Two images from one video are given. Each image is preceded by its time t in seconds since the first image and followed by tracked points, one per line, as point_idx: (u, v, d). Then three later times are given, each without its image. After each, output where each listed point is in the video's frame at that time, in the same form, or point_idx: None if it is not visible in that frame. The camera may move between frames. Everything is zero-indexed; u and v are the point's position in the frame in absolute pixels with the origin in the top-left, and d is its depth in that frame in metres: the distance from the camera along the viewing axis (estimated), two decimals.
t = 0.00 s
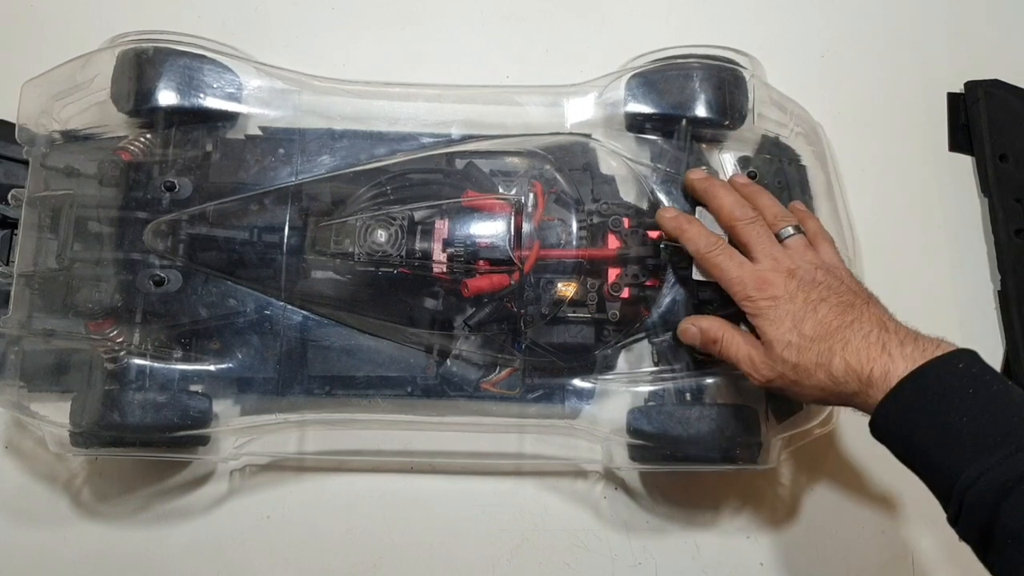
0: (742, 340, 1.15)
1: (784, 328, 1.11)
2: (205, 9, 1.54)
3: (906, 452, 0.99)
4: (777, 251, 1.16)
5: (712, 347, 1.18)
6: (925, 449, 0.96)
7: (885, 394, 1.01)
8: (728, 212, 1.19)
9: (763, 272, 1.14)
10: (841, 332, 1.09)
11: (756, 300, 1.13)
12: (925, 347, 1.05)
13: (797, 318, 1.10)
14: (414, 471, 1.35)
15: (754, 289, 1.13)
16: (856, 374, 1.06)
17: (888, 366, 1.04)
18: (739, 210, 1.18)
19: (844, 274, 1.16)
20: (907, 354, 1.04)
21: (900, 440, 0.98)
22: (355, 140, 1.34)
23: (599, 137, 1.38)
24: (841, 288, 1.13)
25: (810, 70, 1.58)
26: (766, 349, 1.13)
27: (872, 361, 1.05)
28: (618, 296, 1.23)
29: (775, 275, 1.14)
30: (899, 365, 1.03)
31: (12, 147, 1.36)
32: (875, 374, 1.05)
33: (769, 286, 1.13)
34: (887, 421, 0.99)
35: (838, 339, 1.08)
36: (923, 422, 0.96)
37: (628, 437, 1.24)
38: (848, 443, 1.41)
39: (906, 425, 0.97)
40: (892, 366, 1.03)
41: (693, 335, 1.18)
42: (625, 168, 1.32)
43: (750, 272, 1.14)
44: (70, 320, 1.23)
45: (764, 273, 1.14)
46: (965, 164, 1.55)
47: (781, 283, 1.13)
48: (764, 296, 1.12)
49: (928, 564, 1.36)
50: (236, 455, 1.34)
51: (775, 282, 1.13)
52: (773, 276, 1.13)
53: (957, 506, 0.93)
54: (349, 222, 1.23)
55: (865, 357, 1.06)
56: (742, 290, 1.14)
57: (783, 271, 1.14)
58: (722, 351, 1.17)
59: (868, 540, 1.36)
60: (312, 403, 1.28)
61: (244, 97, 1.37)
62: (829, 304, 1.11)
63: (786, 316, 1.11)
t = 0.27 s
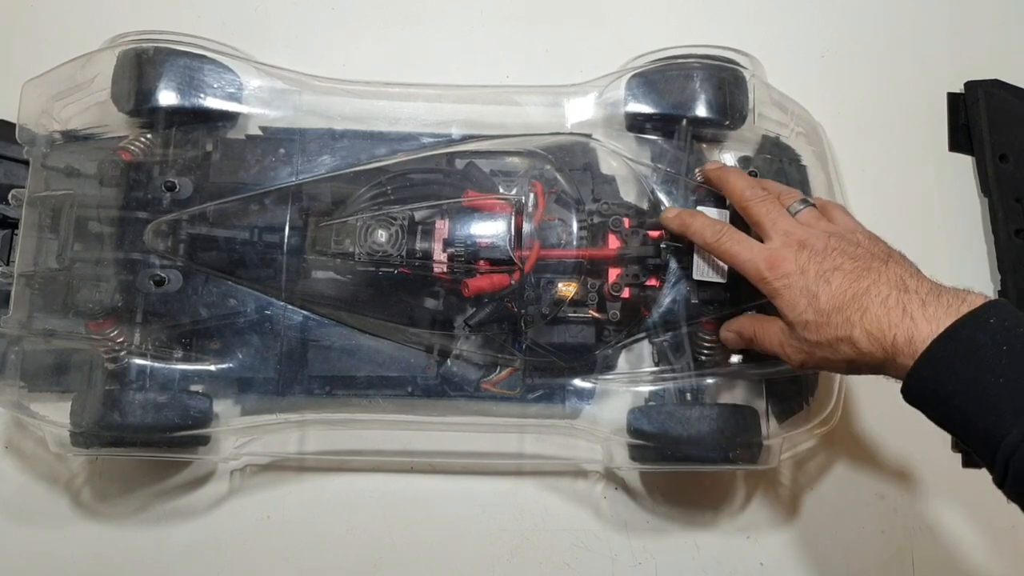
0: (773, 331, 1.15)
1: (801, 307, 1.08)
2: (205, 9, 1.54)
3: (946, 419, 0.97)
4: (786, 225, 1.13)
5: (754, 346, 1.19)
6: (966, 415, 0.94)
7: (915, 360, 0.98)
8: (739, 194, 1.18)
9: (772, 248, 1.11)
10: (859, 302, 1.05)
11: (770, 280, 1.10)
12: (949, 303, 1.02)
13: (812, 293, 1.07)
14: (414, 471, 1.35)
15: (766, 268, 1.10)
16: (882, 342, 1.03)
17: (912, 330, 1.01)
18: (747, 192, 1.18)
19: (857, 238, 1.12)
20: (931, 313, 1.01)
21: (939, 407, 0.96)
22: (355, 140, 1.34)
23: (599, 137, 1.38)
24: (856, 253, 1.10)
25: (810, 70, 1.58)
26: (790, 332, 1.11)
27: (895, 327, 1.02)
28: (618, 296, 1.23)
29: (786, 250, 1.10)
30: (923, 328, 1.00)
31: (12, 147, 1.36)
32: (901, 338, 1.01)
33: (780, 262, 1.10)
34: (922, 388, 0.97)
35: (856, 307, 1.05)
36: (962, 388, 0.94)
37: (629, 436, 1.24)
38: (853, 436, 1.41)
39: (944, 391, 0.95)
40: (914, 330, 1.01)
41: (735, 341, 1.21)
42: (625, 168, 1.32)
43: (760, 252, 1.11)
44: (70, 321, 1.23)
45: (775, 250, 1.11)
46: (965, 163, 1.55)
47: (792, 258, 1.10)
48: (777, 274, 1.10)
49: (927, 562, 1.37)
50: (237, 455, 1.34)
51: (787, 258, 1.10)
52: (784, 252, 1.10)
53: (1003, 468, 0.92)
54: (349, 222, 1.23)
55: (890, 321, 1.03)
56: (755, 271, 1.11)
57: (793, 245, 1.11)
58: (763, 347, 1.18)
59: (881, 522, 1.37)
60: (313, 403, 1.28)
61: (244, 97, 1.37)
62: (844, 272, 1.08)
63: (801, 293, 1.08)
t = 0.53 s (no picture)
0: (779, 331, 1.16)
1: (821, 296, 1.11)
2: (205, 9, 1.54)
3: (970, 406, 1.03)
4: (805, 217, 1.16)
5: (753, 355, 1.19)
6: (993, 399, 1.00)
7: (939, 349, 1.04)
8: (753, 187, 1.21)
9: (794, 239, 1.14)
10: (878, 293, 1.10)
11: (791, 269, 1.13)
12: (962, 297, 1.09)
13: (833, 283, 1.11)
14: (413, 471, 1.35)
15: (788, 257, 1.13)
16: (900, 333, 1.08)
17: (932, 321, 1.07)
18: (763, 182, 1.21)
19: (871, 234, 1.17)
20: (947, 307, 1.08)
21: (967, 396, 1.02)
22: (355, 140, 1.34)
23: (599, 137, 1.38)
24: (872, 247, 1.15)
25: (810, 70, 1.58)
26: (804, 322, 1.14)
27: (914, 317, 1.08)
28: (617, 296, 1.23)
29: (807, 241, 1.14)
30: (942, 319, 1.07)
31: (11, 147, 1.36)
32: (920, 329, 1.07)
33: (803, 253, 1.13)
34: (948, 380, 1.03)
35: (876, 298, 1.10)
36: (986, 376, 1.00)
37: (628, 437, 1.24)
38: (851, 437, 1.41)
39: (969, 381, 1.01)
40: (933, 322, 1.07)
41: (734, 352, 1.21)
42: (625, 168, 1.32)
43: (783, 241, 1.14)
44: (69, 320, 1.23)
45: (797, 241, 1.14)
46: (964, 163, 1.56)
47: (814, 249, 1.13)
48: (799, 264, 1.13)
49: (929, 562, 1.36)
50: (236, 455, 1.34)
51: (809, 248, 1.13)
52: (805, 243, 1.14)
53: None
54: (349, 222, 1.23)
55: (909, 312, 1.08)
56: (776, 259, 1.14)
57: (813, 237, 1.14)
58: (763, 356, 1.18)
59: (881, 522, 1.38)
60: (312, 403, 1.28)
61: (244, 97, 1.37)
62: (864, 265, 1.12)
63: (821, 283, 1.12)
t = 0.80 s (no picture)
0: (798, 327, 1.17)
1: (841, 296, 1.13)
2: (205, 8, 1.54)
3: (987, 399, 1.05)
4: (824, 218, 1.18)
5: (769, 350, 1.19)
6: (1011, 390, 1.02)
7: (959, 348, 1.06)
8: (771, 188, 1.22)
9: (814, 240, 1.16)
10: (897, 293, 1.12)
11: (811, 270, 1.15)
12: (979, 295, 1.11)
13: (853, 283, 1.12)
14: (414, 471, 1.35)
15: (808, 258, 1.15)
16: (920, 332, 1.10)
17: (950, 320, 1.09)
18: (783, 182, 1.22)
19: (888, 235, 1.19)
20: (965, 306, 1.10)
21: (984, 388, 1.04)
22: (356, 140, 1.33)
23: (600, 137, 1.38)
24: (889, 247, 1.16)
25: (811, 71, 1.58)
26: (823, 321, 1.15)
27: (933, 317, 1.10)
28: (619, 296, 1.23)
29: (827, 242, 1.15)
30: (960, 318, 1.09)
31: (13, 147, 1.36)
32: (940, 328, 1.09)
33: (823, 253, 1.14)
34: (967, 374, 1.05)
35: (895, 299, 1.11)
36: (1005, 370, 1.02)
37: (629, 436, 1.25)
38: (851, 437, 1.41)
39: (987, 375, 1.03)
40: (952, 321, 1.09)
41: (746, 348, 1.20)
42: (626, 168, 1.32)
43: (803, 242, 1.15)
44: (71, 321, 1.23)
45: (817, 242, 1.16)
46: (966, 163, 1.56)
47: (833, 250, 1.15)
48: (819, 265, 1.14)
49: (929, 563, 1.36)
50: (238, 455, 1.34)
51: (829, 249, 1.15)
52: (825, 244, 1.15)
53: None
54: (350, 222, 1.23)
55: (928, 312, 1.10)
56: (796, 260, 1.15)
57: (833, 238, 1.16)
58: (780, 349, 1.18)
59: (882, 522, 1.38)
60: (314, 403, 1.28)
61: (245, 97, 1.37)
62: (882, 265, 1.14)
63: (841, 284, 1.13)
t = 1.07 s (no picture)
0: (799, 330, 1.17)
1: (843, 298, 1.13)
2: (206, 8, 1.54)
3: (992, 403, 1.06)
4: (828, 221, 1.18)
5: (772, 353, 1.19)
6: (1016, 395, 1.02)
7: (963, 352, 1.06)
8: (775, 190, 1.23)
9: (818, 241, 1.16)
10: (900, 296, 1.12)
11: (814, 271, 1.15)
12: (981, 299, 1.11)
13: (856, 285, 1.13)
14: (416, 471, 1.35)
15: (811, 259, 1.15)
16: (922, 334, 1.10)
17: (953, 322, 1.09)
18: (786, 185, 1.23)
19: (892, 240, 1.19)
20: (968, 310, 1.10)
21: (988, 393, 1.04)
22: (357, 140, 1.33)
23: (601, 136, 1.38)
24: (892, 251, 1.17)
25: (811, 71, 1.58)
26: (825, 324, 1.15)
27: (936, 319, 1.10)
28: (621, 296, 1.23)
29: (831, 244, 1.16)
30: (964, 321, 1.09)
31: (14, 147, 1.36)
32: (943, 331, 1.09)
33: (826, 255, 1.15)
34: (970, 378, 1.05)
35: (898, 302, 1.12)
36: (1009, 375, 1.02)
37: (631, 436, 1.24)
38: (853, 437, 1.41)
39: (992, 379, 1.03)
40: (955, 325, 1.09)
41: (750, 351, 1.20)
42: (628, 168, 1.32)
43: (807, 244, 1.16)
44: (73, 320, 1.24)
45: (820, 243, 1.16)
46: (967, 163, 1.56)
47: (837, 251, 1.15)
48: (822, 266, 1.15)
49: (929, 563, 1.36)
50: (240, 455, 1.34)
51: (832, 251, 1.15)
52: (829, 245, 1.16)
53: None
54: (352, 222, 1.23)
55: (931, 315, 1.10)
56: (799, 261, 1.16)
57: (836, 240, 1.16)
58: (782, 353, 1.19)
59: (883, 523, 1.38)
60: (316, 403, 1.28)
61: (247, 97, 1.37)
62: (885, 268, 1.14)
63: (844, 285, 1.13)
